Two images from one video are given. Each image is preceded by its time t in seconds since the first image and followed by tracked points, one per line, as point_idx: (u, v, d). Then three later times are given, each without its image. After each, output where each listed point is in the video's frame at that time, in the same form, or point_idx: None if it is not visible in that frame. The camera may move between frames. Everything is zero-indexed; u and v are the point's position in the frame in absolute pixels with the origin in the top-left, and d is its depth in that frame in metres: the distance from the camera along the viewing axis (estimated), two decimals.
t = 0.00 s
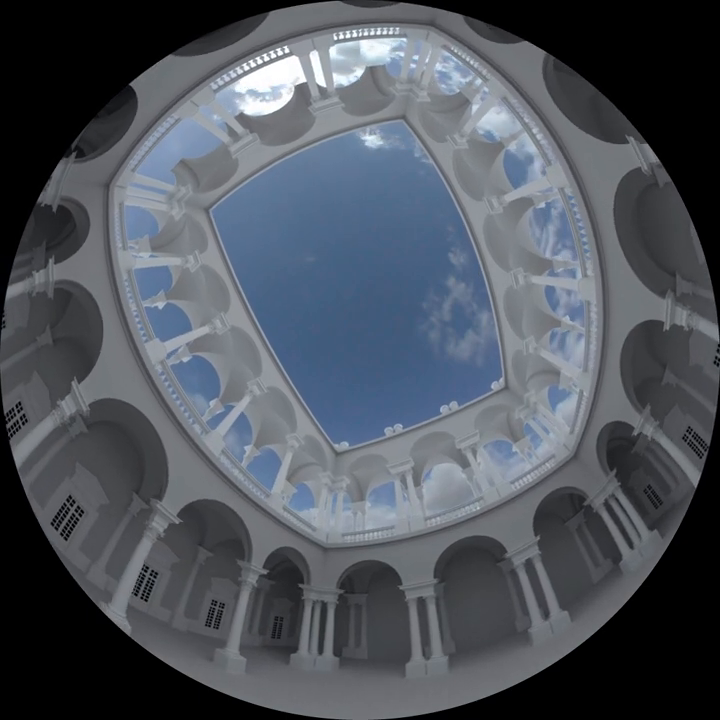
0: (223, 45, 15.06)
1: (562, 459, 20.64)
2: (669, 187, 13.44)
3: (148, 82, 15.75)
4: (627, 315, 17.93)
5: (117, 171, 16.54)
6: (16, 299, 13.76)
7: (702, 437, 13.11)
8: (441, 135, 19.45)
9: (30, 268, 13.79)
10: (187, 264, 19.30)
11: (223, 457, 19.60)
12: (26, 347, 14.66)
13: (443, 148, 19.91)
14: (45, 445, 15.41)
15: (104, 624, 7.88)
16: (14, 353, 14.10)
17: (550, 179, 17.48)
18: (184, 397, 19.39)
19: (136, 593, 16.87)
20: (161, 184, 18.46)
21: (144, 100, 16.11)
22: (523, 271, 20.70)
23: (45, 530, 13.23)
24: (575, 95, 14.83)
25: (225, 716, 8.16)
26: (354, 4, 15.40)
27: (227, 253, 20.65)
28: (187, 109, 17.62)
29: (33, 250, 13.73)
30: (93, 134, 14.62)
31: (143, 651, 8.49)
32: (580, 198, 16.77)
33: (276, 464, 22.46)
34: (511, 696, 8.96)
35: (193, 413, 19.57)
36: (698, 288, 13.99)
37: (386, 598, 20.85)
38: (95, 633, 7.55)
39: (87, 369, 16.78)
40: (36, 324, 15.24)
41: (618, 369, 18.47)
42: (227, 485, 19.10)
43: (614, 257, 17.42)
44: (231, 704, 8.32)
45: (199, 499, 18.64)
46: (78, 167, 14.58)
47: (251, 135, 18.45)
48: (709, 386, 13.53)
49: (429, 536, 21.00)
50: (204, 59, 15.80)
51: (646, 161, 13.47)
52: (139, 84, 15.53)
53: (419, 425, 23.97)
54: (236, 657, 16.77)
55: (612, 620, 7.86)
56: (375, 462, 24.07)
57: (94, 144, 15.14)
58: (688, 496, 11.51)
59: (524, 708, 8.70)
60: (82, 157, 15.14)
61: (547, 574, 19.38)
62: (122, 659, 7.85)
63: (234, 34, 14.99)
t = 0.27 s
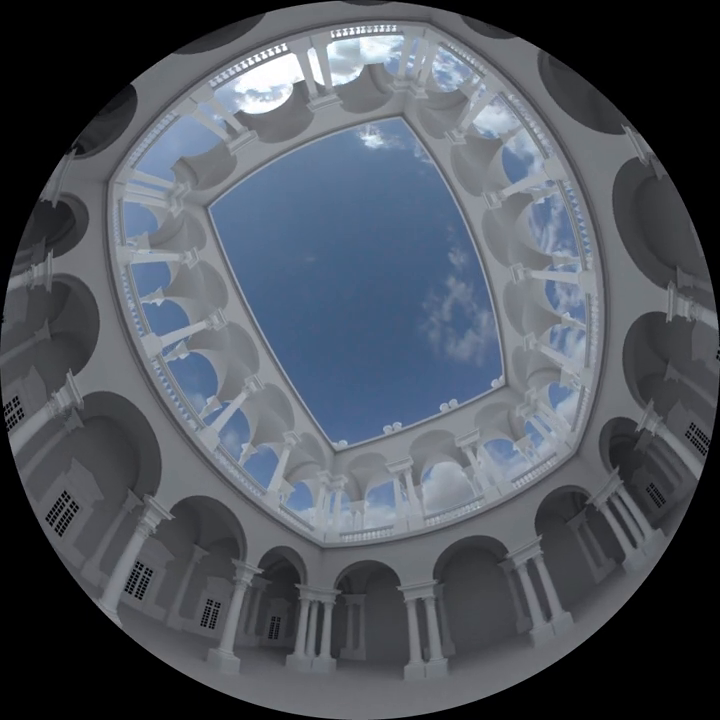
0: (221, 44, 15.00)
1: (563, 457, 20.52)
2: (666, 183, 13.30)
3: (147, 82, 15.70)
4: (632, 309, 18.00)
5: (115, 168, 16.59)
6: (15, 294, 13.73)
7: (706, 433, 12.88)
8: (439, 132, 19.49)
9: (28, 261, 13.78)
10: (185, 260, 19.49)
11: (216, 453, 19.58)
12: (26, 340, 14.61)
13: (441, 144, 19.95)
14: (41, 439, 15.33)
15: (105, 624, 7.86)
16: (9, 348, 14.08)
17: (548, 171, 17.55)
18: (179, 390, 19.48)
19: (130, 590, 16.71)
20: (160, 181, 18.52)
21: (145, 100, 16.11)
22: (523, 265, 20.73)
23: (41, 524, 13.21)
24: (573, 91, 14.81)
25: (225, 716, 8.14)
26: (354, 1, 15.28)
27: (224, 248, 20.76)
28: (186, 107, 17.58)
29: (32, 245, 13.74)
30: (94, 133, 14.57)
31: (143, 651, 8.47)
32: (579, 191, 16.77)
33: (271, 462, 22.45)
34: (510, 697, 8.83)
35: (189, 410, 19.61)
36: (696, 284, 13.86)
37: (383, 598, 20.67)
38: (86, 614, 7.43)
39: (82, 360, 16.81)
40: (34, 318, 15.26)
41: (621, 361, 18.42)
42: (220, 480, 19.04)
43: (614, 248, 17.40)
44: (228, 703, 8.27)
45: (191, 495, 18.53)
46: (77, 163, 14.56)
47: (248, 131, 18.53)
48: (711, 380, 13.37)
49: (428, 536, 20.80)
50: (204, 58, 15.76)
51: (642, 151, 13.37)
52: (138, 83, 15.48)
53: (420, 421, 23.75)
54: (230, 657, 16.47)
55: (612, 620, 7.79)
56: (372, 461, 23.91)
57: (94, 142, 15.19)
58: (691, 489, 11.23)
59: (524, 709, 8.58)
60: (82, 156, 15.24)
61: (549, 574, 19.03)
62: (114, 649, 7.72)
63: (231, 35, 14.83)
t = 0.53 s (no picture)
0: (219, 42, 14.66)
1: (563, 455, 20.35)
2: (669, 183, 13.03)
3: (147, 82, 15.19)
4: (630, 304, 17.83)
5: (114, 167, 16.60)
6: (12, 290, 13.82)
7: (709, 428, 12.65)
8: (437, 129, 19.55)
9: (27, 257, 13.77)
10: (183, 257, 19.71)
11: (211, 449, 19.68)
12: (24, 335, 14.64)
13: (440, 140, 20.03)
14: (37, 433, 15.22)
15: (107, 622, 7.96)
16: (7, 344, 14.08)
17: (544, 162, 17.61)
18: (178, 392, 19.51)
19: (125, 589, 16.46)
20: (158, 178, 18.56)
21: (145, 98, 15.75)
22: (522, 261, 20.82)
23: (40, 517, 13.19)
24: (570, 88, 14.88)
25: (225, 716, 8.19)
26: None
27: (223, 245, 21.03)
28: (186, 104, 16.99)
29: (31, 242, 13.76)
30: (94, 131, 14.53)
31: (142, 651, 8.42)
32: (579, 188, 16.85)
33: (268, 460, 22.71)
34: (509, 697, 8.78)
35: (185, 408, 19.52)
36: (695, 282, 13.69)
37: (382, 599, 20.57)
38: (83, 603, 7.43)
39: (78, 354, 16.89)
40: (33, 313, 15.19)
41: (623, 356, 18.41)
42: (219, 479, 19.19)
43: (614, 239, 17.34)
44: (224, 701, 8.17)
45: (189, 492, 18.70)
46: (77, 160, 14.51)
47: (249, 129, 18.75)
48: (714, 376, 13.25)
49: (427, 536, 20.73)
50: (202, 57, 15.33)
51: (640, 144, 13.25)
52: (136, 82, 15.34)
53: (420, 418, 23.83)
54: (224, 657, 16.23)
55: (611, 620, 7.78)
56: (369, 459, 23.97)
57: (93, 141, 14.88)
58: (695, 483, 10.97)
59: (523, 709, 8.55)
60: (82, 153, 14.97)
61: (550, 574, 18.77)
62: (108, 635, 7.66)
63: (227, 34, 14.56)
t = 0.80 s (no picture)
0: (217, 41, 14.62)
1: (565, 455, 20.36)
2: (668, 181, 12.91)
3: (147, 82, 15.11)
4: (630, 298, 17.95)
5: (113, 166, 16.63)
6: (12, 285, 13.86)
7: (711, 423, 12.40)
8: (436, 126, 19.61)
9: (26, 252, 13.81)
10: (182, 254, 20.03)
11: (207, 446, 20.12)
12: (22, 331, 14.72)
13: (438, 138, 20.11)
14: (35, 428, 15.17)
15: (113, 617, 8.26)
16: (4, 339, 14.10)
17: (542, 157, 17.89)
18: (177, 392, 19.82)
19: (121, 586, 16.33)
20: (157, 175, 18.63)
21: (145, 95, 15.52)
22: (522, 258, 21.10)
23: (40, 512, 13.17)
24: (566, 84, 15.07)
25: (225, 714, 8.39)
26: None
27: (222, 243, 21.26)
28: (184, 103, 16.86)
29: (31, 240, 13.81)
30: (94, 130, 14.54)
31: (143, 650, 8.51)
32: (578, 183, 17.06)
33: (267, 460, 23.43)
34: (505, 697, 8.87)
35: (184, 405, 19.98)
36: (695, 278, 13.55)
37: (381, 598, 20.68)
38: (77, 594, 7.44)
39: (74, 349, 16.99)
40: (32, 310, 15.27)
41: (625, 349, 18.54)
42: (216, 478, 19.50)
43: (614, 232, 17.45)
44: (219, 703, 8.20)
45: (185, 489, 18.93)
46: (76, 158, 14.50)
47: (247, 128, 18.83)
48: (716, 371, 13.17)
49: (426, 536, 20.84)
50: (202, 54, 15.32)
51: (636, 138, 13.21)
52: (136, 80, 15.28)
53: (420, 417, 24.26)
54: (219, 658, 15.96)
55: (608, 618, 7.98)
56: (369, 458, 24.49)
57: (92, 140, 14.78)
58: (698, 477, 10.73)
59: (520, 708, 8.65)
60: (81, 151, 14.86)
61: (552, 573, 18.70)
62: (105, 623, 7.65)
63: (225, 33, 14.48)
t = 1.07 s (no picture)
0: (215, 41, 14.59)
1: (566, 454, 20.37)
2: (669, 180, 12.84)
3: (146, 82, 14.97)
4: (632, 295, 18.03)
5: (112, 166, 16.56)
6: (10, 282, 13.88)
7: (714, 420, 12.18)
8: (435, 124, 19.63)
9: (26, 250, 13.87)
10: (180, 251, 20.18)
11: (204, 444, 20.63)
12: (22, 328, 14.67)
13: (437, 136, 20.14)
14: (33, 425, 15.12)
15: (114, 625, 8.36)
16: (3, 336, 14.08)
17: (541, 152, 18.03)
18: (173, 388, 20.29)
19: (118, 585, 16.11)
20: (157, 174, 18.71)
21: (145, 94, 15.41)
22: (521, 255, 21.11)
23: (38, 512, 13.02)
24: (565, 83, 15.02)
25: (226, 717, 7.66)
26: None
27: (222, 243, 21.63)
28: (184, 101, 16.87)
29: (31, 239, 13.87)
30: (94, 127, 14.53)
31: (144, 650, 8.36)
32: (578, 178, 17.29)
33: (266, 459, 24.19)
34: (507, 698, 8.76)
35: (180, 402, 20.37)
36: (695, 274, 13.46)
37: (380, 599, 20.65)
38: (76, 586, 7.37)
39: (72, 346, 17.03)
40: (32, 307, 15.29)
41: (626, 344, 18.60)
42: (212, 476, 19.77)
43: (614, 229, 17.62)
44: (224, 700, 7.76)
45: (181, 486, 19.09)
46: (75, 156, 14.46)
47: (243, 125, 18.80)
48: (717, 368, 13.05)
49: (426, 536, 20.90)
50: (201, 54, 15.24)
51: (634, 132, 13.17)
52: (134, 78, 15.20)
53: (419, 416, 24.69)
54: (214, 658, 15.76)
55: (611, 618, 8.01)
56: (371, 457, 24.97)
57: (93, 138, 14.74)
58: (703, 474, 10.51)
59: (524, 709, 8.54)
60: (80, 149, 14.79)
61: (553, 573, 18.53)
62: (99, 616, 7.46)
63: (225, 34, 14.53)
